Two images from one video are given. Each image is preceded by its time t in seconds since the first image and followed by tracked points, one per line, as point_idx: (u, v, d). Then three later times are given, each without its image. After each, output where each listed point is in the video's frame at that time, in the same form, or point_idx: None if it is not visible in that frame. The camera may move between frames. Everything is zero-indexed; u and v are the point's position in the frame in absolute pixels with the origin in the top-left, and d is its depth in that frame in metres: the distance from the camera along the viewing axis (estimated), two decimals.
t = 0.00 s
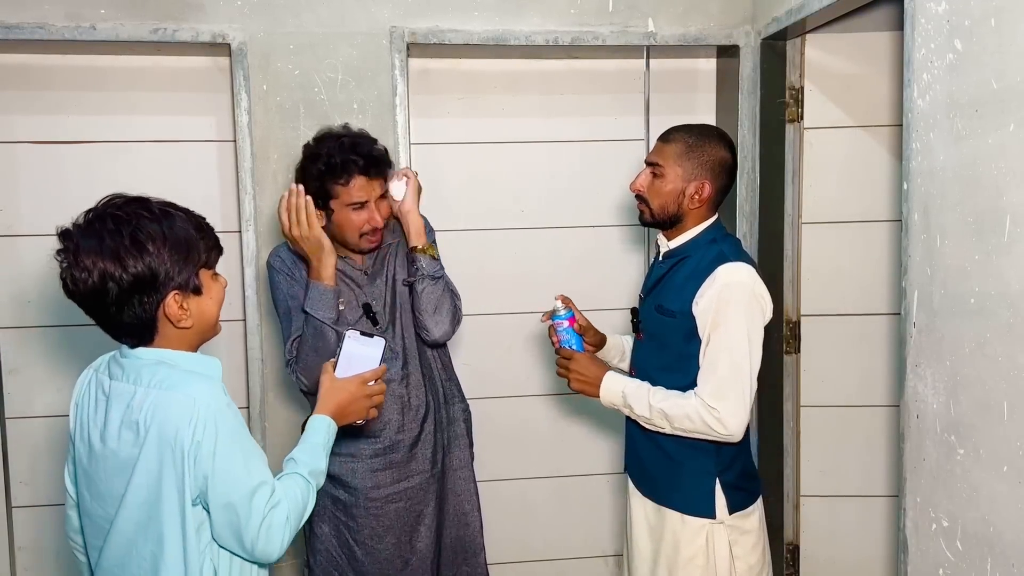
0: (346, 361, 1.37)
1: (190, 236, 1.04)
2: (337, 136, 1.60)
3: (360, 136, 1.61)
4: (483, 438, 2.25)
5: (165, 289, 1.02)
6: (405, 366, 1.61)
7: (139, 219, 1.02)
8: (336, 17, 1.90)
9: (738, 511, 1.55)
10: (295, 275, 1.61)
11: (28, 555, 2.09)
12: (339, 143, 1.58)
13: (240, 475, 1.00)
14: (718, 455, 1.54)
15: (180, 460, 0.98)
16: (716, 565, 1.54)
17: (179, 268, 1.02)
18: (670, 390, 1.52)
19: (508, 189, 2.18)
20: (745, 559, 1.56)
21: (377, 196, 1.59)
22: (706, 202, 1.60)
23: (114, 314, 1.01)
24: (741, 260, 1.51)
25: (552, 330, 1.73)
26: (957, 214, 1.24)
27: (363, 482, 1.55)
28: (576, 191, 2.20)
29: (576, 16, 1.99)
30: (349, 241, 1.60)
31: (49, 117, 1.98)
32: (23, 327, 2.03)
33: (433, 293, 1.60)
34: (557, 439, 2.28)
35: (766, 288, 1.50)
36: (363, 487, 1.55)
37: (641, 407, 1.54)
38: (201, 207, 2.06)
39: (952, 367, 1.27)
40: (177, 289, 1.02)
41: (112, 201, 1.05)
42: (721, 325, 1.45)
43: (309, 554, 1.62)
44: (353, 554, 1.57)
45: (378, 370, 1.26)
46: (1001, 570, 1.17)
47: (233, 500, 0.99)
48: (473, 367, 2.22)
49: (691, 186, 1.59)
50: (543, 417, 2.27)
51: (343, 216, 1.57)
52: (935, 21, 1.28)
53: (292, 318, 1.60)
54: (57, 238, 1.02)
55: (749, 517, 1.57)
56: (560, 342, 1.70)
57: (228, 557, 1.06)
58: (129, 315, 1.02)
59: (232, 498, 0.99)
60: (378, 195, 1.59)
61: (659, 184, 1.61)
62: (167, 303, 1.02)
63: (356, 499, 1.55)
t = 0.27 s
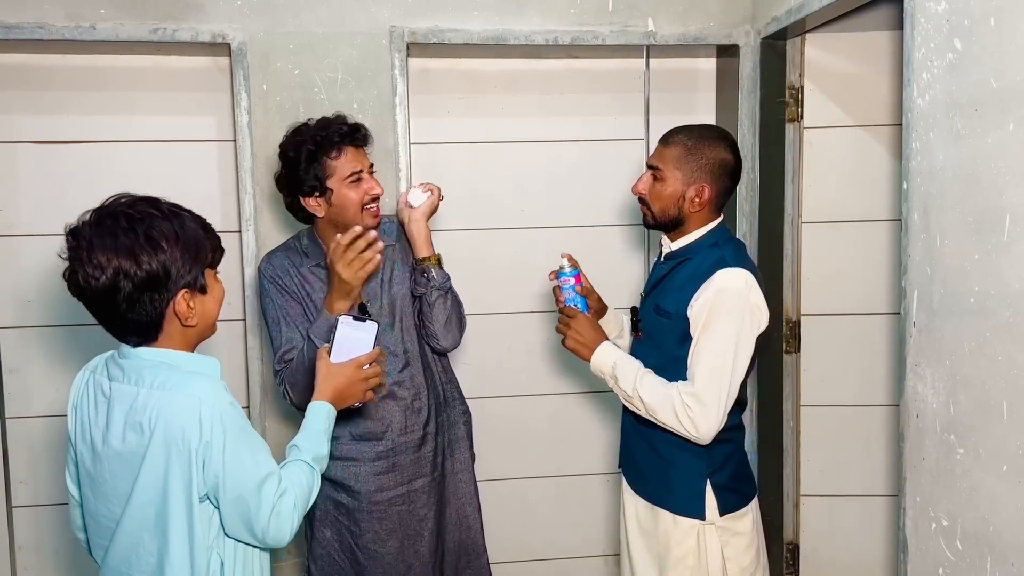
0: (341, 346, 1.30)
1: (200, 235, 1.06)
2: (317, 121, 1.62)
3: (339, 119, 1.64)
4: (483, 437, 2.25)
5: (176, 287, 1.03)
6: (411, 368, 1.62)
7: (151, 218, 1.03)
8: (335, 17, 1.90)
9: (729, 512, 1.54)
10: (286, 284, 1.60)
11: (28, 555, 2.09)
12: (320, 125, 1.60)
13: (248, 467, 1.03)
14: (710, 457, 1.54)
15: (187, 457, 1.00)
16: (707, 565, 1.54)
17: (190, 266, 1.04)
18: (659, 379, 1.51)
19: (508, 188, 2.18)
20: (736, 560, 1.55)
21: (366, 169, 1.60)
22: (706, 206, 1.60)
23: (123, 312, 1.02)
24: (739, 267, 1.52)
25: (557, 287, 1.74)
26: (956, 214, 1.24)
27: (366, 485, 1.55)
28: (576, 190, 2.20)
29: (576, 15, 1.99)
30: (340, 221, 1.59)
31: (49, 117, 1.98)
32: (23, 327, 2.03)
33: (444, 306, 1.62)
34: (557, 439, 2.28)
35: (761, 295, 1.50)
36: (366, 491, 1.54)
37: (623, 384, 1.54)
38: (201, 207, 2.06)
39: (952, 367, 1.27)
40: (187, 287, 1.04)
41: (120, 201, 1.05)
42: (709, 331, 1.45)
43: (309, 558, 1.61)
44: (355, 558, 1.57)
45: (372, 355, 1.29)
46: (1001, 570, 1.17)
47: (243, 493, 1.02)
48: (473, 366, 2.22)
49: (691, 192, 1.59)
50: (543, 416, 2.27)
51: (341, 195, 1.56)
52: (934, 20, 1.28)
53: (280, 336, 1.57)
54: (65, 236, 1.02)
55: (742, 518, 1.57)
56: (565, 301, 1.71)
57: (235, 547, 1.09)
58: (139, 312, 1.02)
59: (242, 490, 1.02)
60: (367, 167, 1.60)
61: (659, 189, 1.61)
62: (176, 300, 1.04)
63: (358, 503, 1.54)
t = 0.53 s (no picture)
0: (331, 342, 1.35)
1: (187, 235, 1.06)
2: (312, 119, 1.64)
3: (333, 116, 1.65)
4: (483, 436, 2.25)
5: (161, 287, 1.03)
6: (414, 368, 1.62)
7: (137, 217, 1.03)
8: (336, 16, 1.90)
9: (721, 512, 1.54)
10: (289, 282, 1.59)
11: (29, 553, 2.09)
12: (318, 123, 1.61)
13: (238, 467, 1.03)
14: (702, 456, 1.54)
15: (175, 457, 1.00)
16: (700, 564, 1.54)
17: (175, 266, 1.04)
18: (644, 378, 1.53)
19: (509, 187, 2.18)
20: (729, 561, 1.55)
21: (364, 164, 1.61)
22: (704, 205, 1.59)
23: (110, 311, 1.03)
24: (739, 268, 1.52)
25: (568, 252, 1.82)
26: (956, 212, 1.24)
27: (367, 487, 1.55)
28: (576, 189, 2.20)
29: (576, 14, 1.99)
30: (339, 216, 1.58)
31: (49, 116, 1.98)
32: (24, 326, 2.03)
33: (451, 308, 1.65)
34: (557, 438, 2.28)
35: (758, 299, 1.51)
36: (368, 492, 1.55)
37: (609, 382, 1.57)
38: (202, 206, 2.06)
39: (952, 366, 1.27)
40: (172, 287, 1.04)
41: (110, 199, 1.06)
42: (699, 332, 1.45)
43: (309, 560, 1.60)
44: (357, 560, 1.57)
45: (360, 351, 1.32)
46: (1001, 568, 1.17)
47: (233, 492, 1.02)
48: (473, 365, 2.22)
49: (684, 192, 1.58)
50: (543, 415, 2.27)
51: (340, 190, 1.56)
52: (934, 19, 1.28)
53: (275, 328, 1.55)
54: (54, 233, 1.03)
55: (735, 519, 1.57)
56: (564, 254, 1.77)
57: (227, 548, 1.09)
58: (124, 311, 1.03)
59: (232, 490, 1.02)
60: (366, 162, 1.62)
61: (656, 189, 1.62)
62: (160, 300, 1.03)
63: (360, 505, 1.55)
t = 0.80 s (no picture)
0: (319, 346, 1.38)
1: (178, 236, 1.05)
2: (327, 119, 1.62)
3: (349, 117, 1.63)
4: (484, 435, 2.25)
5: (143, 285, 1.02)
6: (416, 365, 1.62)
7: (129, 212, 1.03)
8: (336, 14, 1.90)
9: (724, 510, 1.54)
10: (293, 280, 1.59)
11: (29, 552, 2.10)
12: (329, 126, 1.59)
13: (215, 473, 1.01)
14: (705, 454, 1.54)
15: (150, 463, 0.99)
16: (702, 562, 1.54)
17: (160, 266, 1.03)
18: (650, 378, 1.53)
19: (509, 186, 2.18)
20: (731, 559, 1.55)
21: (372, 173, 1.59)
22: (704, 203, 1.59)
23: (89, 305, 1.02)
24: (738, 262, 1.52)
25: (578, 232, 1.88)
26: (957, 210, 1.24)
27: (372, 486, 1.56)
28: (577, 188, 2.20)
29: (577, 12, 1.99)
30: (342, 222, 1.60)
31: (49, 115, 1.98)
32: (24, 324, 2.03)
33: (454, 298, 1.63)
34: (558, 436, 2.28)
35: (758, 292, 1.52)
36: (373, 491, 1.55)
37: (616, 386, 1.57)
38: (202, 205, 2.06)
39: (953, 364, 1.27)
40: (155, 287, 1.03)
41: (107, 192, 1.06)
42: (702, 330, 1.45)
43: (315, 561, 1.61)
44: (363, 559, 1.57)
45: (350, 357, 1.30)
46: (1001, 566, 1.17)
47: (211, 499, 1.01)
48: (474, 364, 2.22)
49: (686, 189, 1.58)
50: (543, 414, 2.27)
51: (343, 200, 1.57)
52: (935, 17, 1.28)
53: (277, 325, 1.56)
54: (47, 220, 1.04)
55: (738, 517, 1.57)
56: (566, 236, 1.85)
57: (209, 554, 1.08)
58: (102, 305, 1.02)
59: (210, 497, 1.01)
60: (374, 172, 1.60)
61: (657, 185, 1.62)
62: (141, 298, 1.02)
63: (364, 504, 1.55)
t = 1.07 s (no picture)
0: (297, 360, 1.36)
1: (171, 235, 1.05)
2: (377, 146, 1.55)
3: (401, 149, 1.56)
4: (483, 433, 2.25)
5: (131, 284, 1.01)
6: (427, 365, 1.61)
7: (124, 208, 1.03)
8: (336, 13, 1.90)
9: (726, 507, 1.54)
10: (315, 267, 1.60)
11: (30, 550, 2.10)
12: (381, 173, 1.50)
13: (185, 488, 0.98)
14: (707, 451, 1.54)
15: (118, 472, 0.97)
16: (705, 560, 1.54)
17: (151, 265, 1.02)
18: (654, 375, 1.53)
19: (509, 184, 2.18)
20: (733, 556, 1.55)
21: (399, 232, 1.56)
22: (705, 201, 1.60)
23: (72, 299, 1.00)
24: (729, 251, 1.52)
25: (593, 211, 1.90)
26: (957, 209, 1.24)
27: (376, 485, 1.56)
28: (577, 186, 2.20)
29: (577, 11, 1.99)
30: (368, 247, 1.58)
31: (49, 113, 1.98)
32: (24, 323, 2.03)
33: (454, 293, 1.62)
34: (558, 435, 2.28)
35: (750, 278, 1.52)
36: (377, 490, 1.56)
37: (621, 388, 1.57)
38: (202, 204, 2.06)
39: (952, 363, 1.27)
40: (144, 285, 1.02)
41: (103, 187, 1.06)
42: (698, 320, 1.46)
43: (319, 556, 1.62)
44: (364, 557, 1.58)
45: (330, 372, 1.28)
46: (1001, 564, 1.17)
47: (177, 514, 0.97)
48: (473, 362, 2.22)
49: (688, 187, 1.59)
50: (543, 413, 2.27)
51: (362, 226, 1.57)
52: (935, 16, 1.27)
53: (304, 308, 1.58)
54: (39, 211, 1.03)
55: (741, 514, 1.57)
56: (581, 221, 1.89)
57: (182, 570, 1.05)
58: (86, 302, 1.00)
59: (177, 513, 0.97)
60: (403, 229, 1.56)
61: (658, 183, 1.62)
62: (127, 297, 1.01)
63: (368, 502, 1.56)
